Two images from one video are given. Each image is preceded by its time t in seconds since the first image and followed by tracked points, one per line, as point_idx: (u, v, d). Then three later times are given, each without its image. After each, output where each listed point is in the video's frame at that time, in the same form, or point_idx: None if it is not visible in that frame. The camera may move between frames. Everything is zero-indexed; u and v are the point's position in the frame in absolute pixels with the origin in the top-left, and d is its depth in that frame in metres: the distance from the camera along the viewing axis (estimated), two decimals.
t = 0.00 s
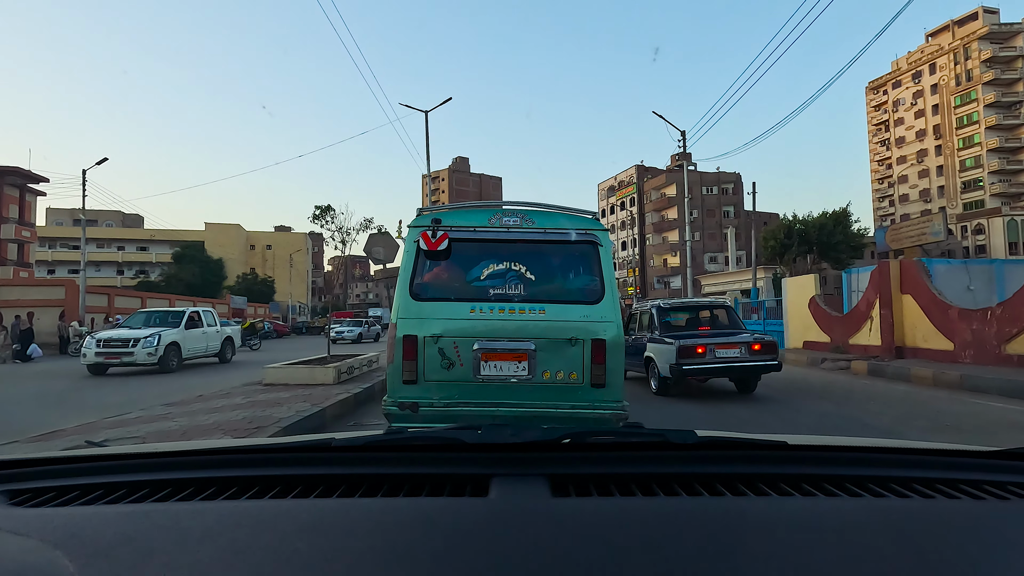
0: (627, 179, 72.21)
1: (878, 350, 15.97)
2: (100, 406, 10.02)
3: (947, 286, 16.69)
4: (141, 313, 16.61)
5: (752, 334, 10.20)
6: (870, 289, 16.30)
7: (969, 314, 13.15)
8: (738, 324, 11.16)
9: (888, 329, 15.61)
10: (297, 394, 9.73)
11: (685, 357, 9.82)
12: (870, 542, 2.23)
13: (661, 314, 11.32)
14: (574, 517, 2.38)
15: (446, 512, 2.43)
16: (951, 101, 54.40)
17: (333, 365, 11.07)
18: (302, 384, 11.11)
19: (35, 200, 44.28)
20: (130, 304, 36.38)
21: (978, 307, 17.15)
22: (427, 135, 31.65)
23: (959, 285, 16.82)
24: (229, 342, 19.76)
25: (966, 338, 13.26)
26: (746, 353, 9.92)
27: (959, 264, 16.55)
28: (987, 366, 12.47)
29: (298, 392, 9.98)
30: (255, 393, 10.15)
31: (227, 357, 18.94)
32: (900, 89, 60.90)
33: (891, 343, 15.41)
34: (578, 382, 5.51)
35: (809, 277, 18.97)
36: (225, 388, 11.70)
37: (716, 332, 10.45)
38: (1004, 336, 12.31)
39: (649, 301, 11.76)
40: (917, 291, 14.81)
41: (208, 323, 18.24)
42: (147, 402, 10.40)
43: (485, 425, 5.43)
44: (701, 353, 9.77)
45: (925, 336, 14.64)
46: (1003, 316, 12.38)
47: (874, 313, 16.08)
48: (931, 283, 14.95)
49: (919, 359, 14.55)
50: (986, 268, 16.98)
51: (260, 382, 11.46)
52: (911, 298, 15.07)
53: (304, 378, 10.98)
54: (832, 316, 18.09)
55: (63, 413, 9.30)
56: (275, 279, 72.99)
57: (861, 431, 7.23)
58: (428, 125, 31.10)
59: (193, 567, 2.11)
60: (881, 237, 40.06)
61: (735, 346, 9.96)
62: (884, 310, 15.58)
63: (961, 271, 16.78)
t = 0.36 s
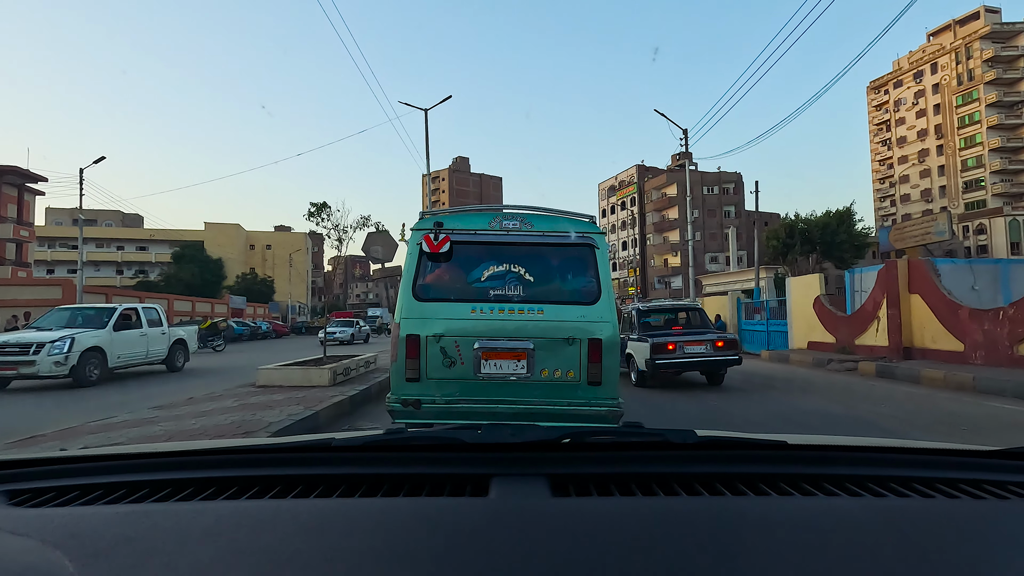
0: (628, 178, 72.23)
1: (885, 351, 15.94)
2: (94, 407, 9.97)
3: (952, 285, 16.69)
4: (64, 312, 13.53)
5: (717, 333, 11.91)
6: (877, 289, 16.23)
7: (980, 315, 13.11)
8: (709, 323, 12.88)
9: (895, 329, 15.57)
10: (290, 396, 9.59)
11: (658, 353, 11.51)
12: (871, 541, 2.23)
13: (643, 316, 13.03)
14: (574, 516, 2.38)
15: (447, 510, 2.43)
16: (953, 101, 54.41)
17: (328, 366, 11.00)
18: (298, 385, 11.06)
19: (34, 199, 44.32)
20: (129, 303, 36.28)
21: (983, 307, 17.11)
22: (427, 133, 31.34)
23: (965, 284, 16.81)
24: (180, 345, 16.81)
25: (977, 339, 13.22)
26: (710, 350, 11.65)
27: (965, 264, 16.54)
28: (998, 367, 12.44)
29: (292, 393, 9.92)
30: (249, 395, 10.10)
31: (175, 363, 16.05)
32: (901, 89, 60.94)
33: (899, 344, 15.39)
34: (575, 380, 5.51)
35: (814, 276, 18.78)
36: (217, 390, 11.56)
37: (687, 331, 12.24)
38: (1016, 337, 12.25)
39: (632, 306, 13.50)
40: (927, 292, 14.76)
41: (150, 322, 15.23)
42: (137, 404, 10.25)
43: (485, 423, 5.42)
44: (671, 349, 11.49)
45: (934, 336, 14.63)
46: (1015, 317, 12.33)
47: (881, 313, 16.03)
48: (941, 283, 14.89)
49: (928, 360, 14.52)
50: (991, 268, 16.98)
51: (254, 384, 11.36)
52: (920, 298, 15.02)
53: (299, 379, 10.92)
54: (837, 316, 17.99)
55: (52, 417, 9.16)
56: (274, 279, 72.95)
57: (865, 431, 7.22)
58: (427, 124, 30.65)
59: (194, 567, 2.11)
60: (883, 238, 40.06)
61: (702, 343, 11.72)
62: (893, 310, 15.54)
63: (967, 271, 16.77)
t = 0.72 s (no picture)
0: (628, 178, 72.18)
1: (895, 352, 15.71)
2: (83, 412, 9.82)
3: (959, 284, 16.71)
4: None
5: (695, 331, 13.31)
6: (885, 288, 16.01)
7: (994, 316, 12.86)
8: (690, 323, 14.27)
9: (905, 329, 15.34)
10: (281, 400, 9.41)
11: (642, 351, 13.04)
12: (870, 541, 2.23)
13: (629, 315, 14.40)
14: (573, 517, 2.38)
15: (447, 510, 2.43)
16: (955, 100, 54.32)
17: (321, 368, 10.92)
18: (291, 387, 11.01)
19: (32, 199, 44.28)
20: (127, 303, 36.23)
21: (990, 306, 17.07)
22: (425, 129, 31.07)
23: (971, 283, 16.80)
24: (99, 352, 13.83)
25: (990, 339, 12.98)
26: (689, 347, 13.06)
27: (969, 263, 16.60)
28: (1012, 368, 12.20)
29: (283, 396, 9.86)
30: (241, 397, 10.06)
31: (86, 374, 13.17)
32: (903, 88, 60.89)
33: (909, 345, 15.19)
34: (573, 377, 5.51)
35: (820, 274, 18.60)
36: (208, 393, 11.39)
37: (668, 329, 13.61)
38: None
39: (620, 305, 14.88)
40: (937, 292, 14.53)
41: (45, 324, 12.37)
42: (125, 409, 10.06)
43: (485, 420, 5.44)
44: (654, 347, 12.96)
45: (945, 337, 14.40)
46: None
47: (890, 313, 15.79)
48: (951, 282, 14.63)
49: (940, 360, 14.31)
50: (997, 268, 17.02)
51: (245, 387, 11.20)
52: (930, 298, 14.77)
53: (292, 382, 10.85)
54: (845, 316, 17.75)
55: (39, 422, 9.00)
56: (274, 278, 72.87)
57: (868, 431, 7.20)
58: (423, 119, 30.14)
59: (193, 566, 2.11)
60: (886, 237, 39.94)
61: (680, 340, 13.12)
62: (902, 310, 15.30)
63: (973, 271, 16.76)
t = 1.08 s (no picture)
0: (629, 177, 72.03)
1: (906, 353, 15.31)
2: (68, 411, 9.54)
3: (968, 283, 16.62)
4: None
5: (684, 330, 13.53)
6: (896, 287, 15.68)
7: (1012, 316, 12.43)
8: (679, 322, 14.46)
9: (917, 329, 14.95)
10: (269, 403, 9.05)
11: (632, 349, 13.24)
12: (870, 542, 2.23)
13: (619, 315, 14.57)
14: (574, 518, 2.38)
15: (447, 511, 2.43)
16: (956, 99, 54.21)
17: (313, 370, 10.52)
18: (283, 391, 10.63)
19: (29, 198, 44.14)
20: (124, 303, 36.10)
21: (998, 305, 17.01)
22: (425, 128, 31.46)
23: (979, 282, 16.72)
24: None
25: (1007, 341, 12.56)
26: (676, 345, 13.28)
27: (978, 262, 16.54)
28: None
29: (272, 399, 9.49)
30: (228, 400, 9.70)
31: None
32: (904, 88, 60.81)
33: (922, 346, 14.80)
34: (568, 375, 5.78)
35: (826, 274, 18.27)
36: (197, 394, 11.08)
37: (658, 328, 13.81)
38: None
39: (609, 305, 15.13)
40: (952, 291, 14.13)
41: None
42: (109, 409, 9.75)
43: (485, 416, 5.74)
44: (644, 345, 13.17)
45: (959, 338, 13.98)
46: None
47: (901, 313, 15.42)
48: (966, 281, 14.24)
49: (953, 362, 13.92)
50: (1005, 267, 17.01)
51: (233, 389, 10.84)
52: (943, 297, 14.39)
53: (283, 385, 10.45)
54: (853, 316, 17.40)
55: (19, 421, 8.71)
56: (273, 278, 72.71)
57: (869, 432, 7.20)
58: (423, 118, 31.21)
59: (193, 566, 2.11)
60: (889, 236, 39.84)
61: (668, 339, 13.34)
62: (914, 309, 14.92)
63: (981, 270, 16.69)
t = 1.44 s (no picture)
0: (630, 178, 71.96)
1: (920, 354, 14.97)
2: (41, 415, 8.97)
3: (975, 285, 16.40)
4: None
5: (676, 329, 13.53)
6: (909, 286, 15.38)
7: None
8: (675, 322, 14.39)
9: (932, 330, 14.61)
10: (252, 408, 8.27)
11: (627, 348, 13.30)
12: (869, 543, 2.23)
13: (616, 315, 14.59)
14: (574, 518, 2.38)
15: (446, 511, 2.44)
16: (959, 99, 54.11)
17: (303, 373, 9.66)
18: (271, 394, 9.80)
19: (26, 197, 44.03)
20: (121, 303, 35.97)
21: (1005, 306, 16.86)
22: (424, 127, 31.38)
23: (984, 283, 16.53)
24: None
25: None
26: (669, 345, 13.29)
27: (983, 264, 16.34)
28: None
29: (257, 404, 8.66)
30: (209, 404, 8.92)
31: None
32: (907, 87, 60.73)
33: (937, 347, 14.46)
34: (564, 372, 5.89)
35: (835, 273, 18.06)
36: (181, 398, 10.37)
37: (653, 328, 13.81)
38: None
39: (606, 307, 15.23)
40: (970, 290, 13.79)
41: None
42: (84, 414, 9.10)
43: (485, 411, 5.85)
44: (637, 344, 13.23)
45: (976, 339, 13.65)
46: None
47: (916, 313, 15.11)
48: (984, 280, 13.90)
49: (969, 364, 13.57)
50: (1011, 266, 16.82)
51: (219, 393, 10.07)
52: (959, 297, 14.06)
53: (272, 388, 9.62)
54: (864, 316, 17.12)
55: None
56: (272, 277, 72.62)
57: (870, 433, 7.19)
58: (423, 114, 31.42)
59: (192, 566, 2.11)
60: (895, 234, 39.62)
61: (662, 338, 13.34)
62: (929, 309, 14.59)
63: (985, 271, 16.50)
